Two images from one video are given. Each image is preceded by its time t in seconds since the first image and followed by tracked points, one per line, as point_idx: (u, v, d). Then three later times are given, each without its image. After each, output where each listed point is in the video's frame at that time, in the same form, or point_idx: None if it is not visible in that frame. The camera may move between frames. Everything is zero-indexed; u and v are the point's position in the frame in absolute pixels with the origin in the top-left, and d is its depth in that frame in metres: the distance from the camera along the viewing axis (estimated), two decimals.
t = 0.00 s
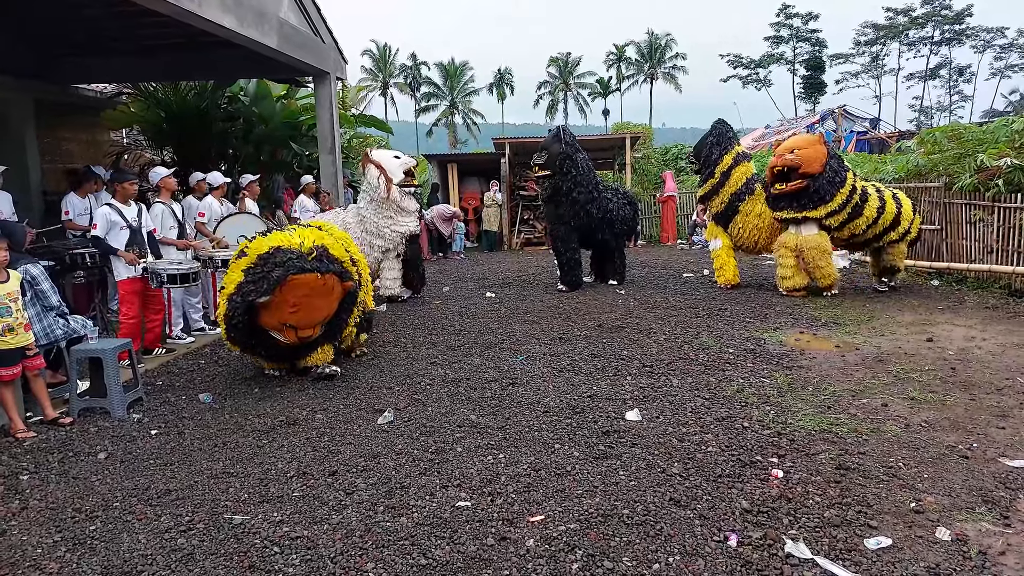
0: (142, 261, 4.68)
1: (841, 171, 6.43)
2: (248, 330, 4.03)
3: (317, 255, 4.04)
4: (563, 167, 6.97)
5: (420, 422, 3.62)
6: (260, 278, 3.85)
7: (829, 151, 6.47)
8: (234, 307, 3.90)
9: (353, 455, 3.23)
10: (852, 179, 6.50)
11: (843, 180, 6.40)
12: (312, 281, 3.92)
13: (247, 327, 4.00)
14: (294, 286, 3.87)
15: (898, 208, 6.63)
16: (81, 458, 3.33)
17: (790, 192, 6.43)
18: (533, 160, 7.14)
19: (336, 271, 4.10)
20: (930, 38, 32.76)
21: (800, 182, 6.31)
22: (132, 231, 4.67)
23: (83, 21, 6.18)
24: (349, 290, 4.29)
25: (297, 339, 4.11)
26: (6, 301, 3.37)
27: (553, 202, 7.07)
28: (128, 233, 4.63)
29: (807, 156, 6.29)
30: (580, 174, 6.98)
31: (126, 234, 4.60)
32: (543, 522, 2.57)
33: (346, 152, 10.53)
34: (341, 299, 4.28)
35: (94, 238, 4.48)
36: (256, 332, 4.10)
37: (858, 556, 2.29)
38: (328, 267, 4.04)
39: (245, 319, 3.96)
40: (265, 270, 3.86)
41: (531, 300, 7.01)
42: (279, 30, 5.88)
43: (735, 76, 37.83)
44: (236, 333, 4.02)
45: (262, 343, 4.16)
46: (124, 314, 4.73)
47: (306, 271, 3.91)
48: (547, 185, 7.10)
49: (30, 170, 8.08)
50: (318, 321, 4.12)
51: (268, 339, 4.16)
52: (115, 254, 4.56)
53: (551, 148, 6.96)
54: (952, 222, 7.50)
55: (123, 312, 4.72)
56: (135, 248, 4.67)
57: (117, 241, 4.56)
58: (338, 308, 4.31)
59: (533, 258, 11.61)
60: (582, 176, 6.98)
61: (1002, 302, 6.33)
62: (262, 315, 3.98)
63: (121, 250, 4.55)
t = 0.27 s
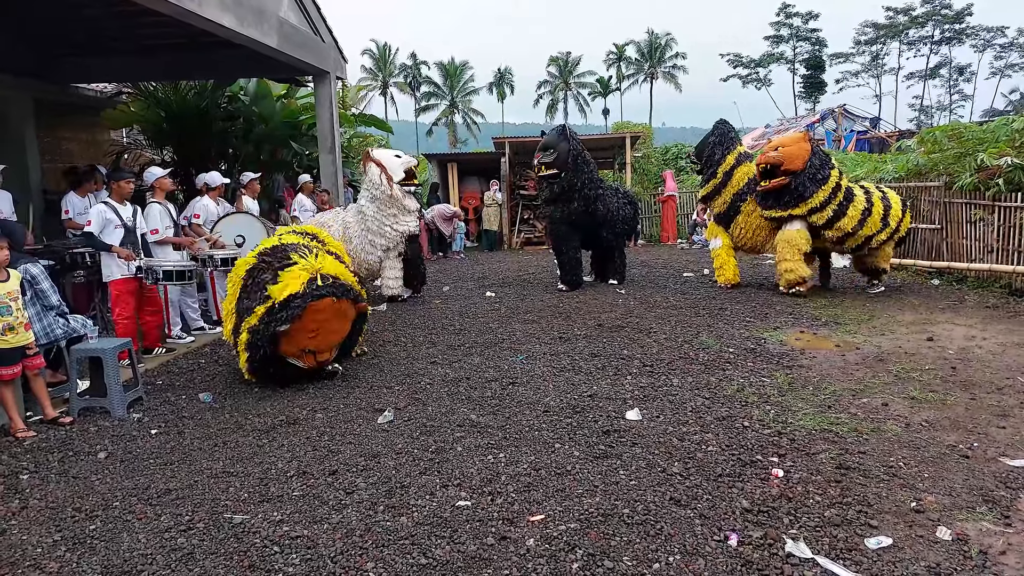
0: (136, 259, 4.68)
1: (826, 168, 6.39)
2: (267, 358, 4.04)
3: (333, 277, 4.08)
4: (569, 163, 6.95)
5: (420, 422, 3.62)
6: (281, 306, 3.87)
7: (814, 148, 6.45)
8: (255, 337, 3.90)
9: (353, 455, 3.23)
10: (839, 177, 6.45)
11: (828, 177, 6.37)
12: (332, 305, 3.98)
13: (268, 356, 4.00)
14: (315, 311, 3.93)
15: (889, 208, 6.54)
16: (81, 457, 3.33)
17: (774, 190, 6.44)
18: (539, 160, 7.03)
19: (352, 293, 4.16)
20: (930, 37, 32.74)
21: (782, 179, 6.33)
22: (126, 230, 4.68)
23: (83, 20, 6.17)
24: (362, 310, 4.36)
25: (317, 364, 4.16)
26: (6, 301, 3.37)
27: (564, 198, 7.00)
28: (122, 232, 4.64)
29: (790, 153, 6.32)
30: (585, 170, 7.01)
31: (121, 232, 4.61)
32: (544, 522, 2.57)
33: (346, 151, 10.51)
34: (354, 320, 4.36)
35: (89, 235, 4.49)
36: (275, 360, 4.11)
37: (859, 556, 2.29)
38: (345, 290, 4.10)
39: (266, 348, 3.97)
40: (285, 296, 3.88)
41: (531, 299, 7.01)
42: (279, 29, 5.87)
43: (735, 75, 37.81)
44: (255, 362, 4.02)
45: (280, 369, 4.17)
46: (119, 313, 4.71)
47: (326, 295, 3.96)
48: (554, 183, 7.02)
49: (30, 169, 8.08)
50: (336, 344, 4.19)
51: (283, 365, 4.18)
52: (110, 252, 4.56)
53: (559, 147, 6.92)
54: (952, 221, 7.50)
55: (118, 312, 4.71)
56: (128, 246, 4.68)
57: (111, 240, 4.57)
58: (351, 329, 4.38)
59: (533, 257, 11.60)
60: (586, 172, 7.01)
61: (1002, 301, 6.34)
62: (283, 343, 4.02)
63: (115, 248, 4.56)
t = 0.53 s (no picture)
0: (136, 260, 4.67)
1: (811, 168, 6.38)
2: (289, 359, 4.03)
3: (343, 272, 4.15)
4: (577, 163, 7.00)
5: (420, 422, 3.62)
6: (298, 303, 3.90)
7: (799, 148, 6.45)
8: (275, 337, 3.91)
9: (352, 455, 3.23)
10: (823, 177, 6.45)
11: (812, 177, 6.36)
12: (348, 298, 4.03)
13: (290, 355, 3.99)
14: (332, 304, 3.97)
15: (875, 209, 6.54)
16: (81, 457, 3.32)
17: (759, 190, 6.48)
18: (544, 161, 6.93)
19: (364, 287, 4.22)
20: (929, 37, 32.74)
21: (765, 180, 6.35)
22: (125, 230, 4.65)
23: (82, 20, 6.17)
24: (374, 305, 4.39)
25: (339, 361, 4.15)
26: (6, 301, 3.37)
27: (573, 196, 7.01)
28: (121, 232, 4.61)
29: (775, 154, 6.32)
30: (589, 168, 7.10)
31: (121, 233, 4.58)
32: (543, 522, 2.57)
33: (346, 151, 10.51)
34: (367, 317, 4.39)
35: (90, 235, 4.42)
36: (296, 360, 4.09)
37: (858, 556, 2.29)
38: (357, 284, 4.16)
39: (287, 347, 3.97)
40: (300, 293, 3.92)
41: (531, 299, 7.01)
42: (279, 29, 5.87)
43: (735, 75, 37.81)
44: (277, 364, 4.01)
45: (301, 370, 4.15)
46: (119, 314, 4.70)
47: (341, 288, 4.01)
48: (561, 183, 7.03)
49: (30, 169, 8.08)
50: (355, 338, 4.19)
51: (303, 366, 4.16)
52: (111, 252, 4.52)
53: (565, 146, 6.90)
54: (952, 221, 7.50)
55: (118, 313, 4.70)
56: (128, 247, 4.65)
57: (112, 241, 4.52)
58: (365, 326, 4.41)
59: (533, 257, 11.60)
60: (591, 171, 7.10)
61: (1002, 300, 6.34)
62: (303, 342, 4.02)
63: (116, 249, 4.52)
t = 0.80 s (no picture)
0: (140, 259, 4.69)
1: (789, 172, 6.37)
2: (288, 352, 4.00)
3: (346, 270, 4.15)
4: (579, 162, 7.02)
5: (419, 421, 3.63)
6: (302, 298, 3.90)
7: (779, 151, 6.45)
8: (277, 330, 3.90)
9: (352, 454, 3.23)
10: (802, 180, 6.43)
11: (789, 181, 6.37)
12: (352, 296, 4.03)
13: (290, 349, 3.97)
14: (336, 300, 3.95)
15: (856, 213, 6.51)
16: (80, 457, 3.32)
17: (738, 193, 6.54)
18: (547, 160, 6.95)
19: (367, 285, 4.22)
20: (929, 36, 32.73)
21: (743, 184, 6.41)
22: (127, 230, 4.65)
23: (82, 20, 6.16)
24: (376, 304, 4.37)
25: (336, 356, 4.13)
26: (6, 301, 3.37)
27: (576, 195, 7.01)
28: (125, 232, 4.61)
29: (753, 157, 6.36)
30: (592, 168, 7.12)
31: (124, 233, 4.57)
32: (543, 521, 2.57)
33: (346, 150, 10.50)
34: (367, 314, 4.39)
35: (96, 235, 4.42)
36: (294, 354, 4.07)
37: (858, 555, 2.29)
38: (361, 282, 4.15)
39: (288, 340, 3.96)
40: (305, 289, 3.91)
41: (531, 298, 7.02)
42: (279, 28, 5.87)
43: (735, 74, 37.79)
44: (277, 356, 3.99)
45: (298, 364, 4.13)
46: (121, 313, 4.69)
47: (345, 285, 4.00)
48: (563, 182, 7.03)
49: (30, 169, 8.08)
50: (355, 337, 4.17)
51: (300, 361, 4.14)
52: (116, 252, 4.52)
53: (567, 145, 6.94)
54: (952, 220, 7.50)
55: (119, 312, 4.68)
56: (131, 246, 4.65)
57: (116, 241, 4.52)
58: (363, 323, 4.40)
59: (533, 256, 11.60)
60: (593, 171, 7.13)
61: (1002, 300, 6.34)
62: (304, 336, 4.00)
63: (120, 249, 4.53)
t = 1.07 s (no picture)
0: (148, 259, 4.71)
1: (772, 169, 6.46)
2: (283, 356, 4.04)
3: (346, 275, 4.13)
4: (579, 162, 7.03)
5: (419, 421, 3.62)
6: (300, 303, 3.90)
7: (764, 148, 6.52)
8: (274, 335, 3.91)
9: (352, 454, 3.23)
10: (785, 177, 6.53)
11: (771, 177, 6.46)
12: (349, 302, 4.03)
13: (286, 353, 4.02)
14: (333, 308, 3.98)
15: (839, 211, 6.59)
16: (80, 456, 3.33)
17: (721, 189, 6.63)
18: (548, 160, 6.95)
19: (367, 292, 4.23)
20: (930, 36, 32.73)
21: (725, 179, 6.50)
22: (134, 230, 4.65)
23: (82, 19, 6.16)
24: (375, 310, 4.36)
25: (331, 361, 4.22)
26: (6, 300, 3.37)
27: (576, 195, 7.01)
28: (132, 232, 4.61)
29: (736, 154, 6.50)
30: (592, 168, 7.12)
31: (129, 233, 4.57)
32: (543, 521, 2.57)
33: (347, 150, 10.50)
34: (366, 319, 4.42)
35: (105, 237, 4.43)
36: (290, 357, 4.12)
37: (857, 555, 2.29)
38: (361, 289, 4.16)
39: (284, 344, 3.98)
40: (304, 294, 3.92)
41: (531, 298, 7.01)
42: (279, 27, 5.87)
43: (736, 74, 37.78)
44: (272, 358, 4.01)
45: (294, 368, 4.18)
46: (126, 312, 4.71)
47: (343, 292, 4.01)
48: (563, 182, 7.04)
49: (30, 168, 8.08)
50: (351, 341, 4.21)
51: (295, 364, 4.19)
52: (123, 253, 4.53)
53: (568, 144, 6.95)
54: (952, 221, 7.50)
55: (125, 311, 4.70)
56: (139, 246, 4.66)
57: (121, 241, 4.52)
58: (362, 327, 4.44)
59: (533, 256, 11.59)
60: (593, 170, 7.13)
61: (1002, 300, 6.34)
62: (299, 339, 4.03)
63: (128, 248, 4.55)
